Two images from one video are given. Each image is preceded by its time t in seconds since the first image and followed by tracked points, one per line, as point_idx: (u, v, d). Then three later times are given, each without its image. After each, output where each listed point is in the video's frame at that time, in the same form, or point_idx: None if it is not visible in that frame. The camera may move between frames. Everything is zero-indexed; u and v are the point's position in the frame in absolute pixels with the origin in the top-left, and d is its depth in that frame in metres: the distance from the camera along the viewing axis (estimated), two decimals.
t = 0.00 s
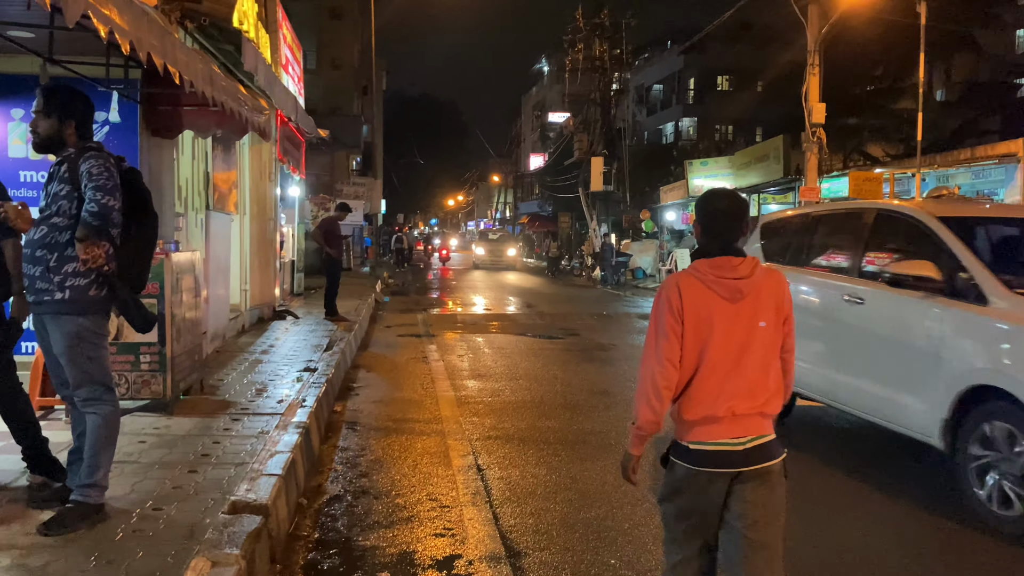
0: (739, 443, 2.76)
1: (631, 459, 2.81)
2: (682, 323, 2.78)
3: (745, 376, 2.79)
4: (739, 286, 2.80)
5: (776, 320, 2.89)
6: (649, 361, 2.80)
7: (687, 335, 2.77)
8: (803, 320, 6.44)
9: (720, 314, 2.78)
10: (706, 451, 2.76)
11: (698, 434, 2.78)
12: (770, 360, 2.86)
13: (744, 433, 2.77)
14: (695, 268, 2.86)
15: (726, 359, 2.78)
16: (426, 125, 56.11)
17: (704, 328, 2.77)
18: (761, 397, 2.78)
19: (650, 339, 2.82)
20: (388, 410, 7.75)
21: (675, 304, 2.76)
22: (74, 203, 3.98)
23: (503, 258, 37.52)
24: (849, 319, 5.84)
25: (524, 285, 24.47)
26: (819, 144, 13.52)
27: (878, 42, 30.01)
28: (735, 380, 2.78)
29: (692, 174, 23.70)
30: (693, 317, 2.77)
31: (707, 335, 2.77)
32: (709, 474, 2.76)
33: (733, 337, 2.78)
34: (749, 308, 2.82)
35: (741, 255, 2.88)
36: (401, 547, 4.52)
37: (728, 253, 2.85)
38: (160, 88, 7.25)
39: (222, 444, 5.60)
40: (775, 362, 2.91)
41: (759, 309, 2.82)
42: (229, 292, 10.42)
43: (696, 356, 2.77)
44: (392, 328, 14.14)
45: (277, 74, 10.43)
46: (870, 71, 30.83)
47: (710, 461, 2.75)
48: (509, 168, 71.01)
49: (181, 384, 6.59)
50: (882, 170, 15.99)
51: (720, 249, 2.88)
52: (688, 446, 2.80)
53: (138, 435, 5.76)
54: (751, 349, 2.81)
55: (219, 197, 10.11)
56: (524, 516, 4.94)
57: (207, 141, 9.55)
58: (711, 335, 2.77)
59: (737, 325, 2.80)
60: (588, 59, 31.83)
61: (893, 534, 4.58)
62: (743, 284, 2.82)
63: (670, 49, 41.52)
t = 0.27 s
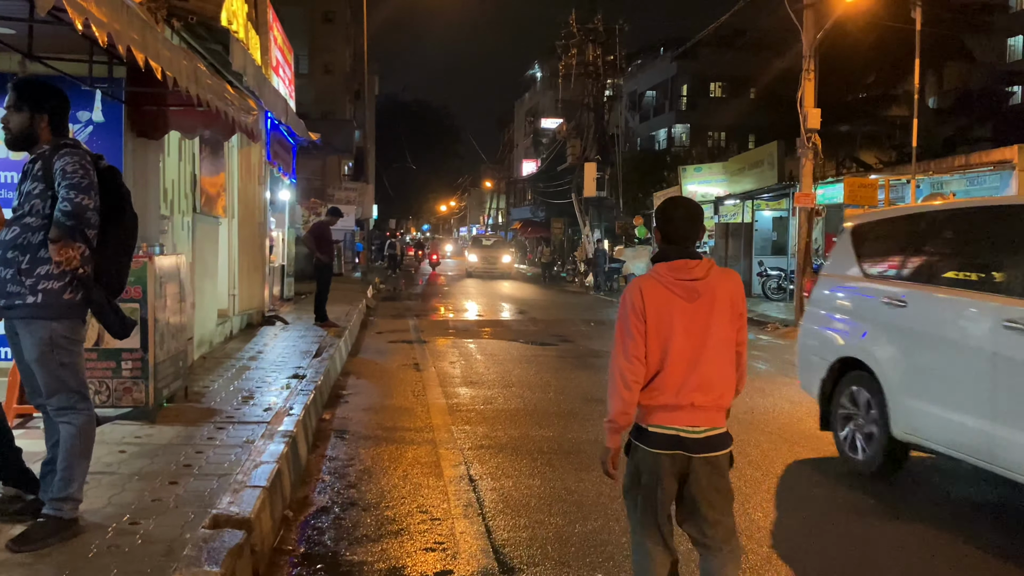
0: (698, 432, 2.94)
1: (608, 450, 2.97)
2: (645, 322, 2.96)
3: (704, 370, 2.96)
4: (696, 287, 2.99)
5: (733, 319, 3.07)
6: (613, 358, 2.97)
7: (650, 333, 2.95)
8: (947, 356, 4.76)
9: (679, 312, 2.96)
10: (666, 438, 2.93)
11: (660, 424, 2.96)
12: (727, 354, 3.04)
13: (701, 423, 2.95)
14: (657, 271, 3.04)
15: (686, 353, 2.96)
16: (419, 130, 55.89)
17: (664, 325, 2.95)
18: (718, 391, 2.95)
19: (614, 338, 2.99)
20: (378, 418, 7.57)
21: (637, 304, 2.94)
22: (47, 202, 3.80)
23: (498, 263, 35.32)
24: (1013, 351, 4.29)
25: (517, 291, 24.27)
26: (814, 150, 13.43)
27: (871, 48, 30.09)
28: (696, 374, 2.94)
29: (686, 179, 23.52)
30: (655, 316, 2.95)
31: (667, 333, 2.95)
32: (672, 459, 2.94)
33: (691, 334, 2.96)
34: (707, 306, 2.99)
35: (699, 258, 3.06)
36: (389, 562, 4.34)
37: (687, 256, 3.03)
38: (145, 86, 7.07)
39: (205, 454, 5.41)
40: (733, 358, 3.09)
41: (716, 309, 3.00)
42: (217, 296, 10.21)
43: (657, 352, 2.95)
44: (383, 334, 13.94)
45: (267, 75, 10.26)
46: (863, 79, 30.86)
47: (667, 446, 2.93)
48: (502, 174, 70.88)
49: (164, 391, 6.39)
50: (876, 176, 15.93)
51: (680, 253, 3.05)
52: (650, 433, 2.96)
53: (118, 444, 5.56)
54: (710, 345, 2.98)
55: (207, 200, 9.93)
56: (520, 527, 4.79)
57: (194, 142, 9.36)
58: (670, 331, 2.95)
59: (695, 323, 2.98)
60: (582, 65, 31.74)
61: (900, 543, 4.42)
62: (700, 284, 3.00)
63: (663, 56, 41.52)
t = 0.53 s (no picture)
0: (674, 421, 3.12)
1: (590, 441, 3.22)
2: (619, 320, 3.19)
3: (677, 365, 3.14)
4: (669, 288, 3.20)
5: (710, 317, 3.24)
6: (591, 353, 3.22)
7: (624, 329, 3.19)
8: None
9: (652, 310, 3.17)
10: (643, 427, 3.11)
11: (636, 415, 3.14)
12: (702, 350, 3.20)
13: (676, 413, 3.12)
14: (635, 275, 3.29)
15: (658, 348, 3.15)
16: (420, 131, 55.72)
17: (636, 322, 3.17)
18: (691, 383, 3.12)
19: (592, 335, 3.25)
20: (378, 421, 7.44)
21: (610, 304, 3.19)
22: (35, 199, 3.67)
23: (503, 267, 33.29)
24: None
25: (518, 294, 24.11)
26: (819, 153, 13.30)
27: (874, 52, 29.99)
28: (669, 368, 3.12)
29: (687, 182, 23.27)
30: (628, 314, 3.18)
31: (640, 330, 3.16)
32: (650, 449, 3.12)
33: (664, 331, 3.15)
34: (680, 305, 3.19)
35: (673, 263, 3.28)
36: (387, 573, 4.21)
37: (661, 261, 3.25)
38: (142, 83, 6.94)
39: (200, 459, 5.27)
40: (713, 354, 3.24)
41: (688, 307, 3.18)
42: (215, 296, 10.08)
43: (630, 347, 3.16)
44: (383, 336, 13.82)
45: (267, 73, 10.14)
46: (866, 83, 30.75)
47: (645, 436, 3.11)
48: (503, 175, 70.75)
49: (159, 394, 6.25)
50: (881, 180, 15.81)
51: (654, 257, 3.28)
52: (629, 423, 3.15)
53: (111, 448, 5.43)
54: (684, 340, 3.16)
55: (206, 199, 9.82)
56: (521, 536, 4.68)
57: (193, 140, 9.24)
58: (643, 328, 3.16)
59: (669, 320, 3.17)
60: (584, 67, 31.62)
61: (916, 553, 4.27)
62: (673, 285, 3.21)
63: (665, 58, 41.40)
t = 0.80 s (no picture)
0: (658, 400, 3.55)
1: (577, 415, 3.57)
2: (609, 309, 3.57)
3: (659, 350, 3.57)
4: (652, 281, 3.61)
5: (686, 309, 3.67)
6: (582, 337, 3.59)
7: (615, 318, 3.57)
8: None
9: (639, 301, 3.58)
10: (632, 407, 3.50)
11: (623, 395, 3.54)
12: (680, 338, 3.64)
13: (658, 392, 3.54)
14: (623, 268, 3.67)
15: (644, 335, 3.56)
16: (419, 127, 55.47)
17: (627, 311, 3.56)
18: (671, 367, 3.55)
19: (586, 321, 3.60)
20: (375, 420, 7.36)
21: (603, 294, 3.56)
22: (26, 192, 3.56)
23: (507, 267, 31.12)
24: None
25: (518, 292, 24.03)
26: (821, 152, 13.21)
27: (875, 52, 29.90)
28: (650, 351, 3.55)
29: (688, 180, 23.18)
30: (619, 304, 3.56)
31: (628, 319, 3.56)
32: (637, 427, 3.53)
33: (649, 321, 3.57)
34: (662, 298, 3.61)
35: (656, 259, 3.69)
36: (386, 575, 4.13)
37: (647, 256, 3.66)
38: (139, 75, 6.82)
39: (195, 459, 5.17)
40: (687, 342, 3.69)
41: (670, 300, 3.61)
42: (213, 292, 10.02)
43: (620, 334, 3.56)
44: (382, 333, 13.73)
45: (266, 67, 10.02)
46: (867, 82, 30.67)
47: (633, 414, 3.51)
48: (502, 173, 70.55)
49: (155, 391, 6.17)
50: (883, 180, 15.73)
51: (641, 253, 3.68)
52: (617, 402, 3.55)
53: (105, 447, 5.33)
54: (664, 330, 3.59)
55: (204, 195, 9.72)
56: (523, 538, 4.60)
57: (191, 135, 9.14)
58: (631, 317, 3.56)
59: (653, 311, 3.59)
60: (585, 64, 31.45)
61: (926, 559, 4.20)
62: (655, 278, 3.63)
63: (665, 56, 41.30)
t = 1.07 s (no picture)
0: (631, 394, 3.69)
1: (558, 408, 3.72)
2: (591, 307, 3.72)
3: (635, 347, 3.74)
4: (631, 283, 3.79)
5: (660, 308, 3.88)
6: (566, 334, 3.74)
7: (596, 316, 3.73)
8: None
9: (619, 300, 3.76)
10: (609, 401, 3.68)
11: (601, 389, 3.72)
12: (655, 335, 3.83)
13: (634, 386, 3.70)
14: (603, 268, 3.84)
15: (623, 333, 3.73)
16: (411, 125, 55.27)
17: (607, 309, 3.72)
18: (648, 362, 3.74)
19: (568, 318, 3.76)
20: (371, 421, 7.29)
21: (585, 293, 3.72)
22: (19, 190, 3.49)
23: (508, 269, 28.73)
24: None
25: (512, 291, 23.95)
26: (817, 152, 13.18)
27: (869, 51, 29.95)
28: (627, 348, 3.72)
29: (682, 180, 23.24)
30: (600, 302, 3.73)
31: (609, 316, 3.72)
32: (613, 418, 3.69)
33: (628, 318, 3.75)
34: (639, 297, 3.80)
35: (635, 261, 3.86)
36: None
37: (627, 259, 3.83)
38: (133, 71, 6.72)
39: (191, 461, 5.10)
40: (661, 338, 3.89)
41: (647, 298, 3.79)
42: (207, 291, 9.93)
43: (602, 331, 3.72)
44: (376, 333, 13.65)
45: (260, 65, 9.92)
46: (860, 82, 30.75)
47: (609, 407, 3.69)
48: (494, 172, 70.42)
49: (149, 392, 6.08)
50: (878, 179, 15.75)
51: (622, 255, 3.84)
52: (594, 395, 3.73)
53: (99, 449, 5.25)
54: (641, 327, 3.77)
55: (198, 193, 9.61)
56: (524, 540, 4.56)
57: (185, 132, 9.04)
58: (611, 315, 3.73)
59: (630, 310, 3.77)
60: (579, 63, 31.39)
61: (931, 561, 4.17)
62: (633, 280, 3.80)
63: (659, 56, 41.31)
